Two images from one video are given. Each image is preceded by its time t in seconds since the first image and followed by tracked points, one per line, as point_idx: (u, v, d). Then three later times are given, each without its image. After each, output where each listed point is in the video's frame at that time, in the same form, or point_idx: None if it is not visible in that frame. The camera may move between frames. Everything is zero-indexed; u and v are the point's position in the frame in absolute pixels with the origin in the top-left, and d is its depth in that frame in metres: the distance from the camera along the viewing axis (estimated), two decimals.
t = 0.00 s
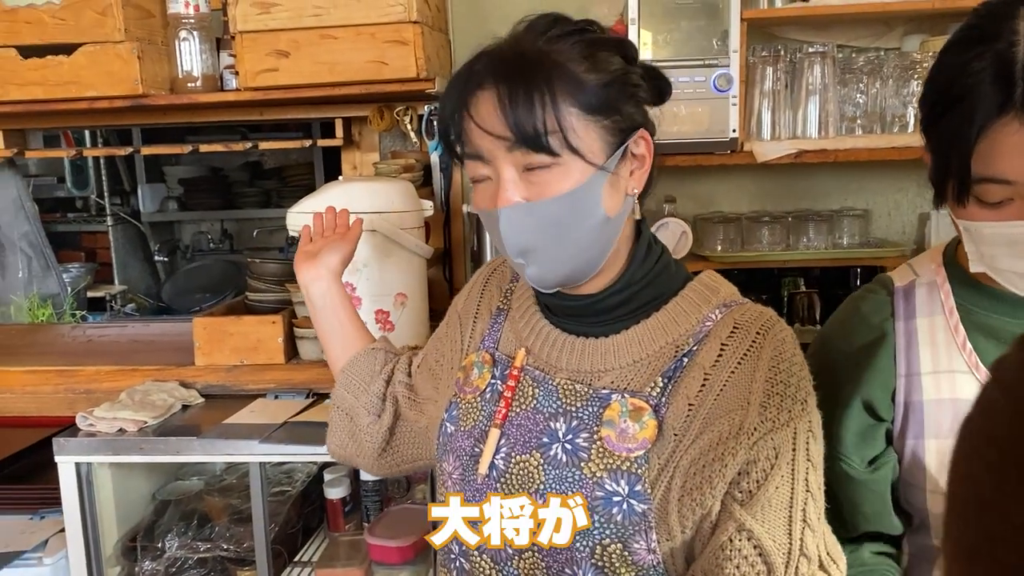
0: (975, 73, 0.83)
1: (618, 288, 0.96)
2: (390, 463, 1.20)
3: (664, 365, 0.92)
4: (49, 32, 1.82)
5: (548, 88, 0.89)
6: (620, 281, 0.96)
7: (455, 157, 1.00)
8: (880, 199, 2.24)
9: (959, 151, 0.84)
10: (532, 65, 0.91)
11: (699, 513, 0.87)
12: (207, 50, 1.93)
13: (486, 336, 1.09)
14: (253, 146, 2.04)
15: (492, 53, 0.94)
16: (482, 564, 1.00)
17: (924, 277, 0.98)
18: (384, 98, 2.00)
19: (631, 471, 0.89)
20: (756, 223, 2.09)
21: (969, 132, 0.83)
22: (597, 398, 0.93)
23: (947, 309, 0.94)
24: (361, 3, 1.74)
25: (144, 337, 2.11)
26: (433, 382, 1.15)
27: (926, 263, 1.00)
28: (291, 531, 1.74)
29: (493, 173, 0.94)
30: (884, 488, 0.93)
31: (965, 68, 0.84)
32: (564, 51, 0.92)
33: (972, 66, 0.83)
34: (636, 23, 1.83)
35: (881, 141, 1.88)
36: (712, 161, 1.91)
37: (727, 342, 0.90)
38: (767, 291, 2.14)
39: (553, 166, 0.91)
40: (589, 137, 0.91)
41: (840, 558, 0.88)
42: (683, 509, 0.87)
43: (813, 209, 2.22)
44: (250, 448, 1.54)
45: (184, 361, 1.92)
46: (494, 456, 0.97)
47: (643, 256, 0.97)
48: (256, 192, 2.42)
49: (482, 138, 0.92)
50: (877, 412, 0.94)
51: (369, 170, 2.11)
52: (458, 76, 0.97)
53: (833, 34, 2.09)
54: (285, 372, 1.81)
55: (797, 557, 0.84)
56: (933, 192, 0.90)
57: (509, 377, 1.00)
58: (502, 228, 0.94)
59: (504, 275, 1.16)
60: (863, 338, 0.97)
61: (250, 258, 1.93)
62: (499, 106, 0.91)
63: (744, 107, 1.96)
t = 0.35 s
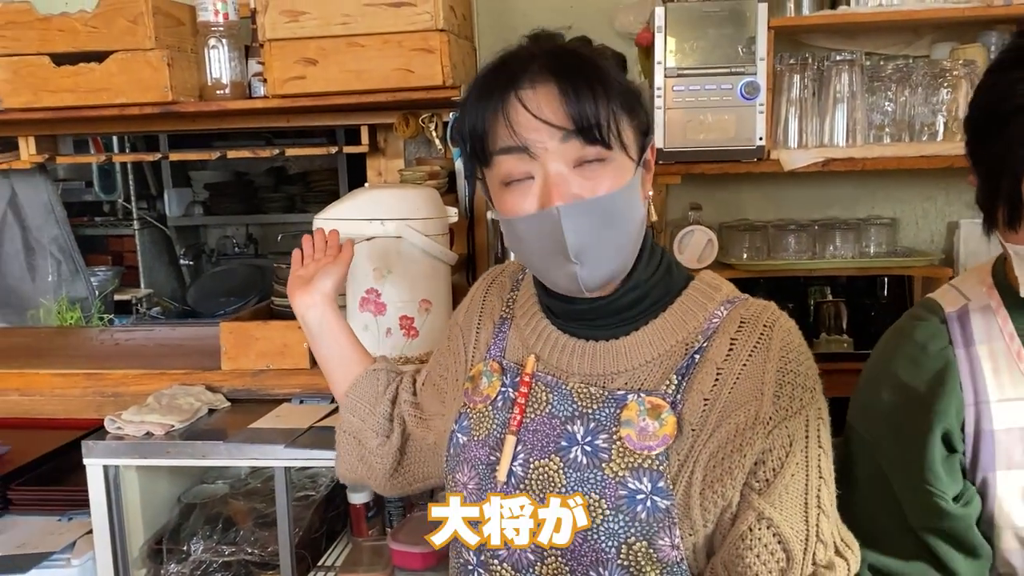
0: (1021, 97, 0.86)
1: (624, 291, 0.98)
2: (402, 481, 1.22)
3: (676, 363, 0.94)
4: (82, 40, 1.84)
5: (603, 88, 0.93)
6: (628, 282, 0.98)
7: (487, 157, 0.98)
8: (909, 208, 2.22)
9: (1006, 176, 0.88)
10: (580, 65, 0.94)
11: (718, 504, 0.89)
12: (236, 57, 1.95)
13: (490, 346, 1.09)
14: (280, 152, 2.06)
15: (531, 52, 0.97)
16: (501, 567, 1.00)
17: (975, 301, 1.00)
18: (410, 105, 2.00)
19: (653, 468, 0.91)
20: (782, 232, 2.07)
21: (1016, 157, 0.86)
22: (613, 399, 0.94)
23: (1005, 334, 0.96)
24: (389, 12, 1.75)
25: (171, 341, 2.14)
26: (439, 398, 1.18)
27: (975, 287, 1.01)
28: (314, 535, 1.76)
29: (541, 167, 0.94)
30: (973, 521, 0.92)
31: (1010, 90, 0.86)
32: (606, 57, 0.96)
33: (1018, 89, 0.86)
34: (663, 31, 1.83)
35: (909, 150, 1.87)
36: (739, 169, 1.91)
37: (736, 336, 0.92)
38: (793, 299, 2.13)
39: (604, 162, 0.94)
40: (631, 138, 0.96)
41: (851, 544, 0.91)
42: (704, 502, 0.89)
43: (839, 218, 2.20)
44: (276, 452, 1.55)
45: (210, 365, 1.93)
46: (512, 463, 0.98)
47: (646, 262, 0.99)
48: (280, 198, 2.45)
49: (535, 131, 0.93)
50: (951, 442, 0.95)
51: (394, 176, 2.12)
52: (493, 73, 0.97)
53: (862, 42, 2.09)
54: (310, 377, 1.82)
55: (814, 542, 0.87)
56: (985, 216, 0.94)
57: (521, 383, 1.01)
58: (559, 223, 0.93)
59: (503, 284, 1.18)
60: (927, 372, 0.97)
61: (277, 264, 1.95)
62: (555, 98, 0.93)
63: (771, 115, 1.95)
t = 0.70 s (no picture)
0: None
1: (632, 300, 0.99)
2: (415, 488, 1.23)
3: (690, 363, 0.96)
4: (110, 47, 1.87)
5: (615, 101, 0.96)
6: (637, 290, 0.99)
7: (500, 167, 1.00)
8: (932, 216, 2.21)
9: None
10: (592, 78, 0.97)
11: (735, 502, 0.90)
12: (261, 64, 1.97)
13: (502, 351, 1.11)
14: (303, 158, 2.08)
15: (544, 66, 0.99)
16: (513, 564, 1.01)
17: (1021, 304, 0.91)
18: (432, 111, 2.02)
19: (671, 465, 0.92)
20: (804, 239, 2.07)
21: None
22: (630, 400, 0.96)
23: None
24: (413, 19, 1.76)
25: (194, 345, 2.16)
26: (453, 403, 1.19)
27: (1012, 289, 0.93)
28: (335, 538, 1.75)
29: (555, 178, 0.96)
30: None
31: None
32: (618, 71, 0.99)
33: None
34: (686, 38, 1.83)
35: (932, 158, 1.87)
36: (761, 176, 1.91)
37: (749, 335, 0.94)
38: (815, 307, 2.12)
39: (616, 172, 0.96)
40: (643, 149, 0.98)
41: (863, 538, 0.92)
42: (722, 498, 0.90)
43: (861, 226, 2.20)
44: (298, 455, 1.56)
45: (233, 368, 1.95)
46: (530, 465, 0.98)
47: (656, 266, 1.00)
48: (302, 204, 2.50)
49: (549, 142, 0.95)
50: (1008, 452, 0.89)
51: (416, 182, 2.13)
52: (506, 86, 0.99)
53: (885, 49, 2.09)
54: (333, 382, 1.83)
55: (831, 537, 0.88)
56: None
57: (536, 385, 1.02)
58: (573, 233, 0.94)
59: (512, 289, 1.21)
60: (981, 380, 0.90)
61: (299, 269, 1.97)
62: (569, 110, 0.95)
63: (793, 122, 1.95)
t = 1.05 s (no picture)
0: None
1: (632, 310, 1.02)
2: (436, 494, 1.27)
3: (687, 377, 0.99)
4: (130, 59, 1.91)
5: (627, 93, 1.00)
6: (636, 299, 1.02)
7: (510, 149, 1.02)
8: (942, 227, 2.22)
9: None
10: (606, 72, 1.01)
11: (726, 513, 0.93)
12: (277, 76, 2.01)
13: (507, 360, 1.14)
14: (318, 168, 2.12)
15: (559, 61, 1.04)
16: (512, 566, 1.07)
17: (1004, 321, 0.92)
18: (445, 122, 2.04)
19: (663, 478, 0.96)
20: (813, 251, 2.09)
21: None
22: (626, 412, 0.99)
23: None
24: (427, 33, 1.79)
25: (210, 352, 2.19)
26: (461, 412, 1.22)
27: (990, 307, 0.95)
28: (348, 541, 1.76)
29: (564, 159, 0.99)
30: None
31: None
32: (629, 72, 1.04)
33: None
34: (696, 52, 1.85)
35: (942, 170, 1.88)
36: (771, 188, 1.92)
37: (744, 351, 0.96)
38: (824, 318, 2.13)
39: (624, 158, 0.99)
40: (650, 143, 1.02)
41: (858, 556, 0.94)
42: (717, 506, 0.92)
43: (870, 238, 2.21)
44: (311, 462, 1.58)
45: (248, 375, 1.98)
46: (529, 474, 1.03)
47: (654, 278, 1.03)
48: (316, 210, 2.50)
49: (561, 122, 0.98)
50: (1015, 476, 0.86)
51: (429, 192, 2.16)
52: (523, 76, 1.04)
53: (895, 63, 2.10)
54: (346, 389, 1.86)
55: (821, 553, 0.91)
56: None
57: (537, 396, 1.06)
58: (581, 208, 0.97)
59: (521, 298, 1.23)
60: (980, 405, 0.89)
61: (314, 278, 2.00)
62: (582, 96, 0.99)
63: (803, 134, 1.96)
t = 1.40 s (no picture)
0: None
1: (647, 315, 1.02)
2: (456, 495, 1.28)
3: (700, 381, 0.99)
4: (146, 60, 1.92)
5: (645, 95, 1.01)
6: (651, 304, 1.02)
7: (528, 151, 1.02)
8: (954, 231, 2.21)
9: None
10: (622, 75, 1.02)
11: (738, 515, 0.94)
12: (291, 77, 2.02)
13: (521, 360, 1.15)
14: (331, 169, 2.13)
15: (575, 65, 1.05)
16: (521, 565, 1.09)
17: None
18: (457, 124, 2.05)
19: (676, 480, 0.96)
20: (825, 255, 2.08)
21: None
22: (640, 415, 1.00)
23: None
24: (440, 35, 1.80)
25: (222, 352, 2.21)
26: (477, 413, 1.22)
27: None
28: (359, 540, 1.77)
29: (584, 162, 0.99)
30: None
31: None
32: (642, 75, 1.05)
33: None
34: (709, 55, 1.85)
35: (955, 174, 1.87)
36: (783, 191, 1.92)
37: (759, 356, 0.96)
38: (835, 322, 2.13)
39: (643, 160, 1.00)
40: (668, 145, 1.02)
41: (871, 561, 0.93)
42: (717, 506, 0.93)
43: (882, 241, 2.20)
44: (322, 461, 1.59)
45: (260, 374, 1.99)
46: (541, 474, 1.04)
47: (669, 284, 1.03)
48: (328, 212, 2.42)
49: (580, 125, 0.99)
50: None
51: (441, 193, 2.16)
52: (539, 79, 1.04)
53: (908, 66, 2.10)
54: (357, 389, 1.87)
55: (833, 558, 0.90)
56: None
57: (550, 397, 1.07)
58: (604, 211, 0.97)
59: (535, 299, 1.23)
60: (1015, 407, 0.83)
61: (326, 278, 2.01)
62: (601, 99, 1.00)
63: (816, 137, 1.96)
